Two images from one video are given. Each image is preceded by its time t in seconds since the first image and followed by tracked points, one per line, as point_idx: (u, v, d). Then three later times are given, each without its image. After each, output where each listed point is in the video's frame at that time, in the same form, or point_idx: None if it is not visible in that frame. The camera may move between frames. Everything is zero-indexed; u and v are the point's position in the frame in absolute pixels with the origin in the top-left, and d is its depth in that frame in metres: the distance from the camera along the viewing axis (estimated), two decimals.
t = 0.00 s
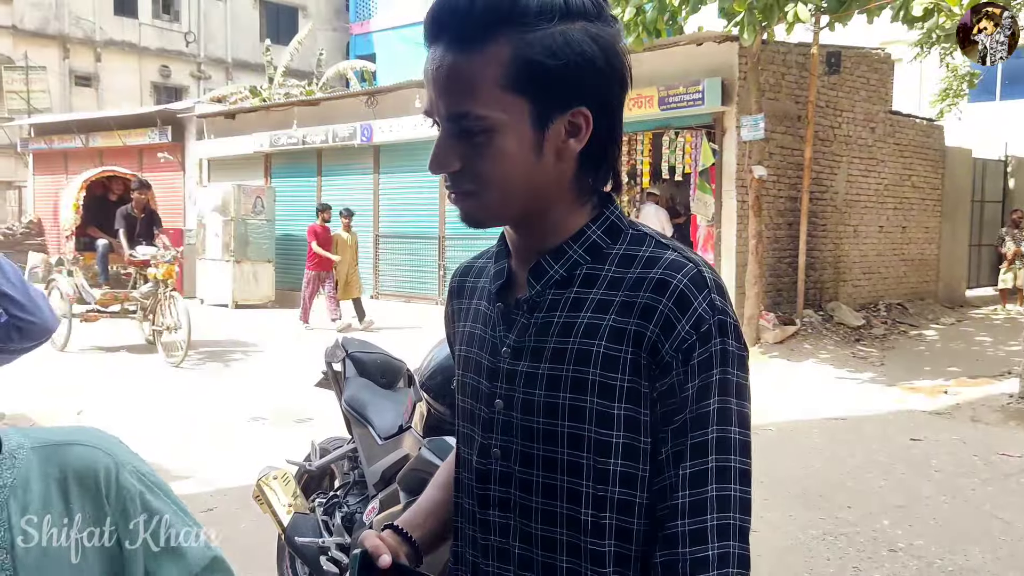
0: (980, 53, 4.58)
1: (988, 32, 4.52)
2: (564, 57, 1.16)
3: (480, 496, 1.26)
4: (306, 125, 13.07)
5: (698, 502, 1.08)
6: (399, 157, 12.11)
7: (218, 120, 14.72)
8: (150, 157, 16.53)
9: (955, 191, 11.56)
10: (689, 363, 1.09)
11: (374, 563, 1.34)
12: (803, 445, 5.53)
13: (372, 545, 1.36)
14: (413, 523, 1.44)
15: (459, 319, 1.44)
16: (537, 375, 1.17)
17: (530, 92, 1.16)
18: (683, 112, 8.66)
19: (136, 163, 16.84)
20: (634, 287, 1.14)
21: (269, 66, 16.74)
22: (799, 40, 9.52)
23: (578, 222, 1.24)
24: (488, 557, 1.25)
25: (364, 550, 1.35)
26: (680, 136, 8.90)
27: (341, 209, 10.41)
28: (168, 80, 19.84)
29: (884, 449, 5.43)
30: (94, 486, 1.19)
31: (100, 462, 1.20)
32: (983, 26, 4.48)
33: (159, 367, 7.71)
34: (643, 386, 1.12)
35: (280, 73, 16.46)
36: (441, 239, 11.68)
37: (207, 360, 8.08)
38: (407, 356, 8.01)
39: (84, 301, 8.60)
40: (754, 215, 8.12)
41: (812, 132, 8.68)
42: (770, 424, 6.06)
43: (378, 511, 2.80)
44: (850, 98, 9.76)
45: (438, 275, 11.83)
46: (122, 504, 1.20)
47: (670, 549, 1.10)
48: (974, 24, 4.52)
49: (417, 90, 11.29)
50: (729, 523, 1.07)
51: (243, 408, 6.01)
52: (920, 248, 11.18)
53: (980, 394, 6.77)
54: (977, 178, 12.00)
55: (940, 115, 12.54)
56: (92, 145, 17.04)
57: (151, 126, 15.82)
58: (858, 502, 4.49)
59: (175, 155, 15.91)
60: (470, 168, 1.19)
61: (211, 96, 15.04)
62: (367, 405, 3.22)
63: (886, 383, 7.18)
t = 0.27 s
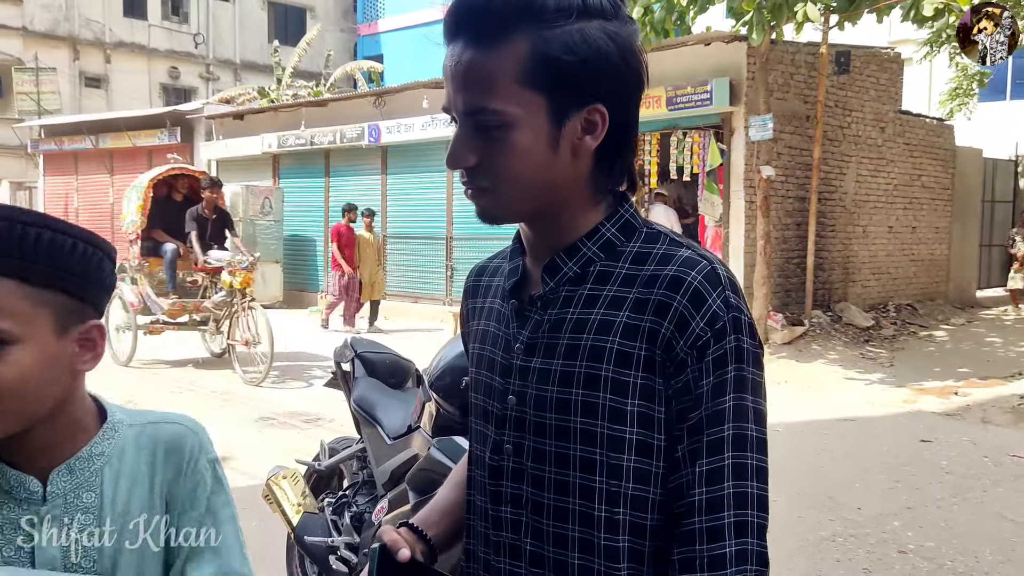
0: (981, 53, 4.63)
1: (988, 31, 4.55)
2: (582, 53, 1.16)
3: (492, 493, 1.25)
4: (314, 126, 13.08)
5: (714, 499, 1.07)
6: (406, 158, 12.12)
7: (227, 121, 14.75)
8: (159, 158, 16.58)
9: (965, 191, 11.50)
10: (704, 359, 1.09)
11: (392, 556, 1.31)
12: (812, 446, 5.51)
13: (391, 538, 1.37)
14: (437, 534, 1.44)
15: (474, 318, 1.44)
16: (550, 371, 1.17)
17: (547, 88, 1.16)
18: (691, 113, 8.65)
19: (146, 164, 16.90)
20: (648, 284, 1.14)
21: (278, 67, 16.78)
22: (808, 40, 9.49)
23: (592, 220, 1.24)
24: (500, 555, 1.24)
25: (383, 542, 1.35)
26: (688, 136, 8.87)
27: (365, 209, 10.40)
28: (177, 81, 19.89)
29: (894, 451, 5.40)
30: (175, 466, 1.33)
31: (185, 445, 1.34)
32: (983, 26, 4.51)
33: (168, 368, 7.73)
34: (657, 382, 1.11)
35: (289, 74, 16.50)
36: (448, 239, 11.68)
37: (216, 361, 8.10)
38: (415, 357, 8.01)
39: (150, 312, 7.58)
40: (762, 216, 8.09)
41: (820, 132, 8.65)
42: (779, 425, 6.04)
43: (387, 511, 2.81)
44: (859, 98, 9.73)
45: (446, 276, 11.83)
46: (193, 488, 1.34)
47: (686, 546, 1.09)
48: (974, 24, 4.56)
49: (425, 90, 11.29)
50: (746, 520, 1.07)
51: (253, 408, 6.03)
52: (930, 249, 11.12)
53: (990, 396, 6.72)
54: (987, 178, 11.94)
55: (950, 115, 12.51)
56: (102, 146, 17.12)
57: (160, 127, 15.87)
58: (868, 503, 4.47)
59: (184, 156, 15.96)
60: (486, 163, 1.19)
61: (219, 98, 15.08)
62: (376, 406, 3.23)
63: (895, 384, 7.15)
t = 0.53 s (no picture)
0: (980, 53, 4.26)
1: (987, 32, 4.19)
2: (602, 52, 1.17)
3: (512, 491, 1.26)
4: (324, 127, 13.10)
5: (749, 498, 1.08)
6: (416, 158, 12.13)
7: (237, 122, 14.80)
8: (170, 158, 16.66)
9: (977, 190, 11.43)
10: (733, 358, 1.09)
11: (420, 540, 1.34)
12: (823, 447, 5.49)
13: (418, 524, 1.38)
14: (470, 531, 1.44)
15: (493, 316, 1.46)
16: (573, 369, 1.19)
17: (566, 85, 1.18)
18: (701, 112, 8.62)
19: (157, 165, 16.99)
20: (673, 284, 1.15)
21: (288, 68, 16.85)
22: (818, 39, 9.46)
23: (613, 220, 1.25)
24: (521, 552, 1.24)
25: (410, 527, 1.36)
26: (698, 136, 8.84)
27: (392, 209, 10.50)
28: (187, 83, 19.98)
29: (908, 451, 5.37)
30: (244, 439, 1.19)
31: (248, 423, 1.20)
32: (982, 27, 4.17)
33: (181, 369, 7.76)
34: (684, 383, 1.13)
35: (299, 75, 16.56)
36: (457, 240, 11.68)
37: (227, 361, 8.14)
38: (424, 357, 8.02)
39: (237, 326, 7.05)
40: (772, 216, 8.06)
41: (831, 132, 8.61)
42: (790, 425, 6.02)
43: (398, 510, 2.77)
44: (871, 97, 9.68)
45: (455, 276, 11.84)
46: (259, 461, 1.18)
47: (723, 547, 1.09)
48: (973, 25, 4.20)
49: (434, 91, 11.30)
50: (783, 517, 1.07)
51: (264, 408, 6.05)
52: (942, 249, 11.06)
53: (1002, 396, 6.68)
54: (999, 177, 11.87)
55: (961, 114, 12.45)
56: (114, 148, 17.23)
57: (171, 128, 15.94)
58: (882, 504, 4.44)
59: (195, 157, 16.04)
60: (504, 160, 1.21)
61: (230, 98, 15.13)
62: (388, 405, 3.23)
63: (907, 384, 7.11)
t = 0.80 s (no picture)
0: (979, 54, 4.04)
1: (987, 32, 3.97)
2: (599, 62, 1.20)
3: (532, 494, 1.29)
4: (331, 128, 13.12)
5: (803, 500, 1.11)
6: (423, 159, 12.13)
7: (245, 123, 14.86)
8: (179, 160, 16.73)
9: (987, 191, 11.38)
10: (766, 364, 1.13)
11: (437, 493, 1.51)
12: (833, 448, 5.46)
13: (435, 479, 1.54)
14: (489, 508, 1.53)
15: (512, 318, 1.50)
16: (595, 375, 1.22)
17: (564, 96, 1.22)
18: (709, 112, 8.60)
19: (165, 167, 17.06)
20: (697, 290, 1.19)
21: (296, 70, 16.89)
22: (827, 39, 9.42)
23: (624, 229, 1.28)
24: (542, 556, 1.28)
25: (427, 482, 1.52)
26: (705, 136, 8.79)
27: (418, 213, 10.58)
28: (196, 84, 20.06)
29: (917, 453, 5.34)
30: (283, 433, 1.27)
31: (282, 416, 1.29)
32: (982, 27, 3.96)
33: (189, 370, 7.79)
34: (709, 389, 1.16)
35: (307, 77, 16.60)
36: (465, 241, 11.69)
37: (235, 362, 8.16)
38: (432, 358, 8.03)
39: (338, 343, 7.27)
40: (781, 216, 8.04)
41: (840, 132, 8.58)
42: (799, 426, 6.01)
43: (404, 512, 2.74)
44: (880, 97, 9.65)
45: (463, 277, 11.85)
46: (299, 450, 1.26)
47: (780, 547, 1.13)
48: (972, 25, 3.97)
49: (441, 92, 11.30)
50: (835, 515, 1.10)
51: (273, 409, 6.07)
52: (952, 249, 11.02)
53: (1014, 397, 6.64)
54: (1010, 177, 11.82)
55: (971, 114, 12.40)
56: (123, 149, 17.32)
57: (180, 130, 15.99)
58: (890, 506, 4.42)
59: (203, 159, 16.09)
60: (506, 170, 1.25)
61: (238, 100, 15.17)
62: (396, 406, 3.23)
63: (916, 385, 7.08)
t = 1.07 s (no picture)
0: (979, 54, 4.00)
1: (987, 32, 3.92)
2: (590, 85, 1.24)
3: (552, 501, 1.39)
4: (336, 130, 13.12)
5: (791, 520, 1.18)
6: (427, 161, 12.15)
7: (250, 125, 14.90)
8: (184, 162, 16.78)
9: (993, 191, 11.36)
10: (773, 382, 1.19)
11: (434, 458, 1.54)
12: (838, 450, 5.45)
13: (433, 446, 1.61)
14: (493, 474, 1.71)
15: (524, 321, 1.59)
16: (612, 391, 1.29)
17: (558, 117, 1.26)
18: (714, 114, 8.59)
19: (171, 169, 17.11)
20: (711, 305, 1.24)
21: (300, 72, 16.92)
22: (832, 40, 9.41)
23: (635, 244, 1.33)
24: (561, 559, 1.38)
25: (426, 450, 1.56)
26: (710, 138, 8.72)
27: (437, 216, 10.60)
28: (201, 87, 20.12)
29: (923, 454, 5.33)
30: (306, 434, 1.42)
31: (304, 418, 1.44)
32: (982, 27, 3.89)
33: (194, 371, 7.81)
34: (722, 405, 1.23)
35: (311, 79, 16.63)
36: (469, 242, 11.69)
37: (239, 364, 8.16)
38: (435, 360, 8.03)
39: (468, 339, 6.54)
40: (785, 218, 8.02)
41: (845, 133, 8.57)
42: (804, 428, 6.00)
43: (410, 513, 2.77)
44: (885, 98, 9.63)
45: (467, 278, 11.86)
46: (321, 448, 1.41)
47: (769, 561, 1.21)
48: (973, 25, 3.92)
49: (445, 94, 11.28)
50: (825, 536, 1.18)
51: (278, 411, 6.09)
52: (958, 250, 11.01)
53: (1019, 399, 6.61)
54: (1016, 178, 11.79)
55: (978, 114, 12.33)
56: (128, 152, 17.40)
57: (184, 132, 16.02)
58: (895, 508, 4.42)
59: (208, 161, 16.12)
60: (505, 191, 1.32)
61: (242, 102, 15.18)
62: (400, 407, 3.23)
63: (922, 387, 7.05)
